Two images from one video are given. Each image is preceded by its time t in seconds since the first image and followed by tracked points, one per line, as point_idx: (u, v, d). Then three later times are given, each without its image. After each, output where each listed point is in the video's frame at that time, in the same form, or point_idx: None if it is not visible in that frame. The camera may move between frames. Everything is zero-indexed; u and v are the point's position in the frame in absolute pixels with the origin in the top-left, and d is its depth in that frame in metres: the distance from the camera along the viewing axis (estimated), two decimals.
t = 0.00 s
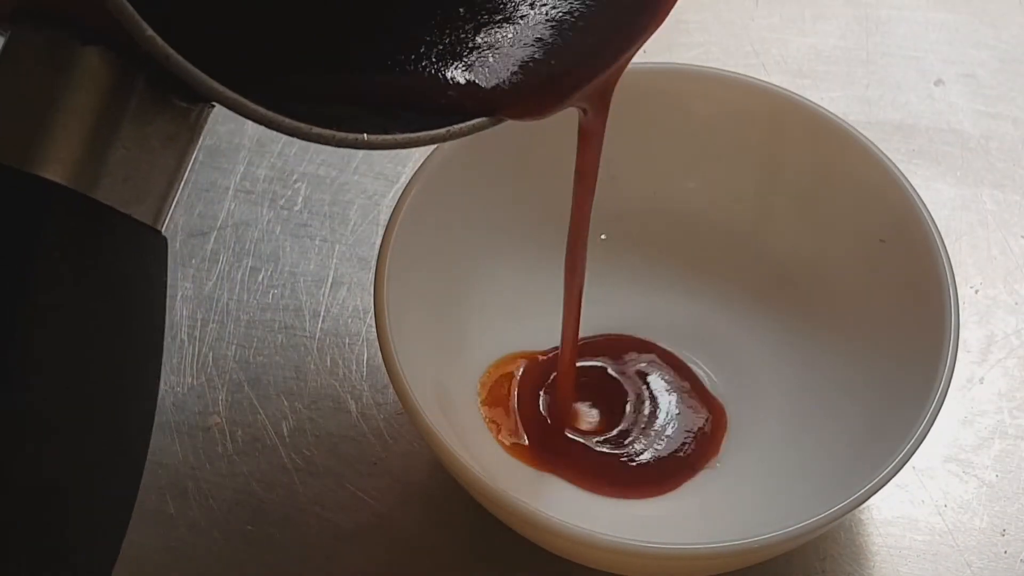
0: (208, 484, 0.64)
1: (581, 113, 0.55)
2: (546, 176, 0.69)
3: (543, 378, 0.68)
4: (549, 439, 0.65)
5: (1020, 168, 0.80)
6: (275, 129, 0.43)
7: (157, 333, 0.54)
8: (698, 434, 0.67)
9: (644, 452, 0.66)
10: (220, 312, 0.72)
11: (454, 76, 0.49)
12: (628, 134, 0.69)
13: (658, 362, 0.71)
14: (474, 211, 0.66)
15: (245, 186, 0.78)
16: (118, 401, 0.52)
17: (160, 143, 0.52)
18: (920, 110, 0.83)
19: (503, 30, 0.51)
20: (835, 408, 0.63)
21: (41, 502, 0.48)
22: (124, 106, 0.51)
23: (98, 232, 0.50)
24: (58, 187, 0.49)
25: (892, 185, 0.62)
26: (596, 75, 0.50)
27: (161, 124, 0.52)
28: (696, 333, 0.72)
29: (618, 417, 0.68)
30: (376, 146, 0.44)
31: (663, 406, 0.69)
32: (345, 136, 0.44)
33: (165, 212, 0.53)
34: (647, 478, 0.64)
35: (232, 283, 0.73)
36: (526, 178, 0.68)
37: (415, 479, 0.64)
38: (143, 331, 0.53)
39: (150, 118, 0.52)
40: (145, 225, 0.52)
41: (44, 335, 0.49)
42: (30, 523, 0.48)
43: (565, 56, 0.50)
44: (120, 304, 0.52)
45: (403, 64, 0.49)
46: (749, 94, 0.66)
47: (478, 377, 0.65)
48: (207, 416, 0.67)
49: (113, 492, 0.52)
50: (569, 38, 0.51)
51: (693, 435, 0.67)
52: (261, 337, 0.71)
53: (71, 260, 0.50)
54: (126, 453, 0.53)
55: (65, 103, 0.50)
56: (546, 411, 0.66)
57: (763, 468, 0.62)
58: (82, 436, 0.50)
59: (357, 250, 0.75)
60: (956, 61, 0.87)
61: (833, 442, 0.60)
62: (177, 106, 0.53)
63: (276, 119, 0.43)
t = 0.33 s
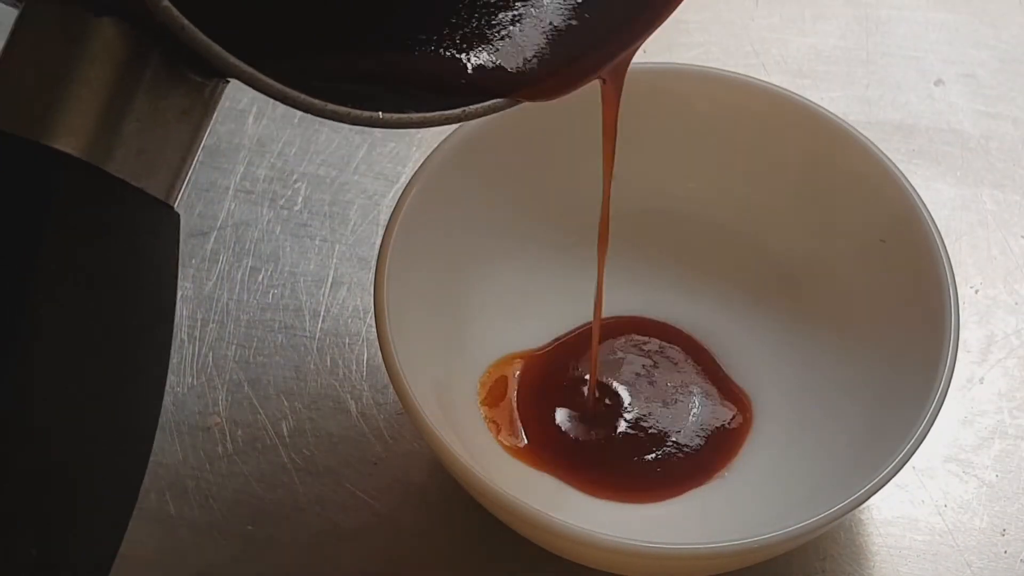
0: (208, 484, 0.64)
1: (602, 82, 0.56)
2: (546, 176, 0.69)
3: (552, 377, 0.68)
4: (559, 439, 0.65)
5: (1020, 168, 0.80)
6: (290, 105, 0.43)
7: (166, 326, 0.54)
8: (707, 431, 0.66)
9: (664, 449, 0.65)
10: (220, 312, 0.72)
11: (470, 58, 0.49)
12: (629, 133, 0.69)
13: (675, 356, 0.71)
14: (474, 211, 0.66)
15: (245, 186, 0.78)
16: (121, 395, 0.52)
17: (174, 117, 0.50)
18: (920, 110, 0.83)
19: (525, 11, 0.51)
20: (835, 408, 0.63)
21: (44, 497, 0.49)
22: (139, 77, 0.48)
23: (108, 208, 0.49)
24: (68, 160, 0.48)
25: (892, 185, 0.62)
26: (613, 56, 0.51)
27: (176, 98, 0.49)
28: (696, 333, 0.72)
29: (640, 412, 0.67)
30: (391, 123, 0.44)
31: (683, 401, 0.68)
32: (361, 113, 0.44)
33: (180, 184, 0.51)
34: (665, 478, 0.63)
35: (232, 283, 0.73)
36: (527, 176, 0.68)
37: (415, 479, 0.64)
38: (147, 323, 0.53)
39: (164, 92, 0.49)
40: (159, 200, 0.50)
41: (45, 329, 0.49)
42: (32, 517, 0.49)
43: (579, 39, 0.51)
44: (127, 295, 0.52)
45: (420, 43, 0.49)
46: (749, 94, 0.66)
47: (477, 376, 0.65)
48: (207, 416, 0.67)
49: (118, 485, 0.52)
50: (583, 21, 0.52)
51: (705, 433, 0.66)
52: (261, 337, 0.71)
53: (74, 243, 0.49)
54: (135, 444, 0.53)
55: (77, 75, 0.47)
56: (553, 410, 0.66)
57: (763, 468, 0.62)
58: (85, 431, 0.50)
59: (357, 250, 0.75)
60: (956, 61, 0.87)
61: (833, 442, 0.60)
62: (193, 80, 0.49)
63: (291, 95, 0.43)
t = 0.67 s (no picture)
0: (208, 484, 0.64)
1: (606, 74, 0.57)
2: (546, 176, 0.69)
3: (560, 377, 0.68)
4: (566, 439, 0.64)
5: (1020, 168, 0.80)
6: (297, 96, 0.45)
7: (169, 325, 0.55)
8: (717, 431, 0.66)
9: (675, 449, 0.64)
10: (220, 312, 0.72)
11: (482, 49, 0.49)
12: (631, 130, 0.69)
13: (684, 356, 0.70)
14: (474, 211, 0.66)
15: (246, 186, 0.78)
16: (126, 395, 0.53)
17: (180, 108, 0.50)
18: (920, 110, 0.83)
19: None
20: (835, 408, 0.63)
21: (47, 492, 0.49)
22: (144, 70, 0.49)
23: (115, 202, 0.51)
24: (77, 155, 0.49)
25: (892, 185, 0.62)
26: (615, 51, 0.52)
27: (182, 90, 0.50)
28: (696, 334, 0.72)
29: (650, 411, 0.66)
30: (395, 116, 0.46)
31: (692, 400, 0.68)
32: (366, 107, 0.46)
33: (185, 175, 0.52)
34: (675, 479, 0.63)
35: (231, 283, 0.73)
36: (527, 176, 0.68)
37: (415, 479, 0.64)
38: (153, 321, 0.54)
39: (171, 84, 0.50)
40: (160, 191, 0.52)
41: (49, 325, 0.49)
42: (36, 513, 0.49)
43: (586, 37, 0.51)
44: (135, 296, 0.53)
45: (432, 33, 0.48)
46: (749, 94, 0.66)
47: (476, 376, 0.65)
48: (207, 416, 0.67)
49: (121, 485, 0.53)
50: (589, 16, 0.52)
51: (715, 433, 0.65)
52: (261, 337, 0.71)
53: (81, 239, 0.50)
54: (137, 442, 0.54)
55: (87, 65, 0.48)
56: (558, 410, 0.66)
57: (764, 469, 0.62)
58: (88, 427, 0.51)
59: (357, 250, 0.75)
60: (956, 61, 0.87)
61: (833, 442, 0.60)
62: (199, 72, 0.50)
63: (298, 87, 0.44)
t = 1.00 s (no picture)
0: (208, 484, 0.64)
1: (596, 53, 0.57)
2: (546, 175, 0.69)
3: (563, 376, 0.68)
4: (569, 440, 0.64)
5: (1020, 168, 0.80)
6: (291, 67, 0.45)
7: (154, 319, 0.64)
8: (725, 431, 0.65)
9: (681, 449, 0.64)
10: (220, 312, 0.72)
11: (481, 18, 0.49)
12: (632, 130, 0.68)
13: (689, 354, 0.70)
14: (473, 211, 0.66)
15: (245, 186, 0.78)
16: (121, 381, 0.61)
17: (170, 76, 0.60)
18: (920, 110, 0.83)
19: None
20: (834, 408, 0.63)
21: (45, 462, 0.55)
22: (134, 37, 0.56)
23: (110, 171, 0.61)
24: (69, 125, 0.58)
25: (891, 185, 0.62)
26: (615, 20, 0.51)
27: (169, 61, 0.59)
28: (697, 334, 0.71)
29: (655, 411, 0.66)
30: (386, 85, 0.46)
31: (699, 399, 0.67)
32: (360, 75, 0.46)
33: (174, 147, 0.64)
34: (680, 480, 0.62)
35: (231, 284, 0.73)
36: (527, 175, 0.68)
37: (415, 478, 0.64)
38: (143, 318, 0.63)
39: (161, 52, 0.58)
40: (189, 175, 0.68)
41: (48, 303, 0.56)
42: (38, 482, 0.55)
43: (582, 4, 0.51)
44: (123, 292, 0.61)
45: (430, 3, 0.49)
46: (749, 94, 0.66)
47: (476, 376, 0.65)
48: (207, 416, 0.67)
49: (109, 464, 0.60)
50: None
51: (722, 433, 0.65)
52: (261, 337, 0.71)
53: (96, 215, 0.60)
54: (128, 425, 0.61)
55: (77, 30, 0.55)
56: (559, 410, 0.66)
57: (764, 470, 0.62)
58: (82, 404, 0.58)
59: (358, 250, 0.75)
60: (956, 61, 0.87)
61: (833, 442, 0.60)
62: (192, 41, 0.58)
63: (292, 56, 0.45)
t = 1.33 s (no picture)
0: (208, 484, 0.64)
1: (607, 36, 0.56)
2: (546, 174, 0.69)
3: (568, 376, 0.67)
4: (574, 440, 0.63)
5: (1020, 168, 0.80)
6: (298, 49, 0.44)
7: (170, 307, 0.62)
8: (733, 433, 0.64)
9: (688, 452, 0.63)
10: (220, 313, 0.72)
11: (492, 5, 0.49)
12: (632, 130, 0.69)
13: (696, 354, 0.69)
14: (474, 210, 0.66)
15: (245, 186, 0.78)
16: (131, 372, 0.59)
17: (179, 58, 0.59)
18: (920, 110, 0.83)
19: None
20: (835, 408, 0.63)
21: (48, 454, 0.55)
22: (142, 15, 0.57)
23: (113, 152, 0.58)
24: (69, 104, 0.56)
25: (892, 186, 0.62)
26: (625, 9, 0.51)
27: (181, 40, 0.59)
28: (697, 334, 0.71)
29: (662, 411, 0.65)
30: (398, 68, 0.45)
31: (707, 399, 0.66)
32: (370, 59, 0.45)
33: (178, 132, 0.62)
34: (687, 483, 0.62)
35: (231, 284, 0.73)
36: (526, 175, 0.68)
37: (415, 478, 0.64)
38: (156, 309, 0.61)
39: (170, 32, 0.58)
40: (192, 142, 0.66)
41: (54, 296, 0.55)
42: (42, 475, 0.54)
43: None
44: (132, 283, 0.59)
45: None
46: (748, 95, 0.66)
47: (476, 376, 0.65)
48: (207, 416, 0.67)
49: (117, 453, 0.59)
50: None
51: (730, 435, 0.64)
52: (261, 337, 0.71)
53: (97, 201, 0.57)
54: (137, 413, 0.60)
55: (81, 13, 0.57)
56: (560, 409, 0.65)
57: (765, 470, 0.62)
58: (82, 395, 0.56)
59: (357, 250, 0.75)
60: (956, 61, 0.87)
61: (833, 442, 0.60)
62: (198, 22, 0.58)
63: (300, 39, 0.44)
